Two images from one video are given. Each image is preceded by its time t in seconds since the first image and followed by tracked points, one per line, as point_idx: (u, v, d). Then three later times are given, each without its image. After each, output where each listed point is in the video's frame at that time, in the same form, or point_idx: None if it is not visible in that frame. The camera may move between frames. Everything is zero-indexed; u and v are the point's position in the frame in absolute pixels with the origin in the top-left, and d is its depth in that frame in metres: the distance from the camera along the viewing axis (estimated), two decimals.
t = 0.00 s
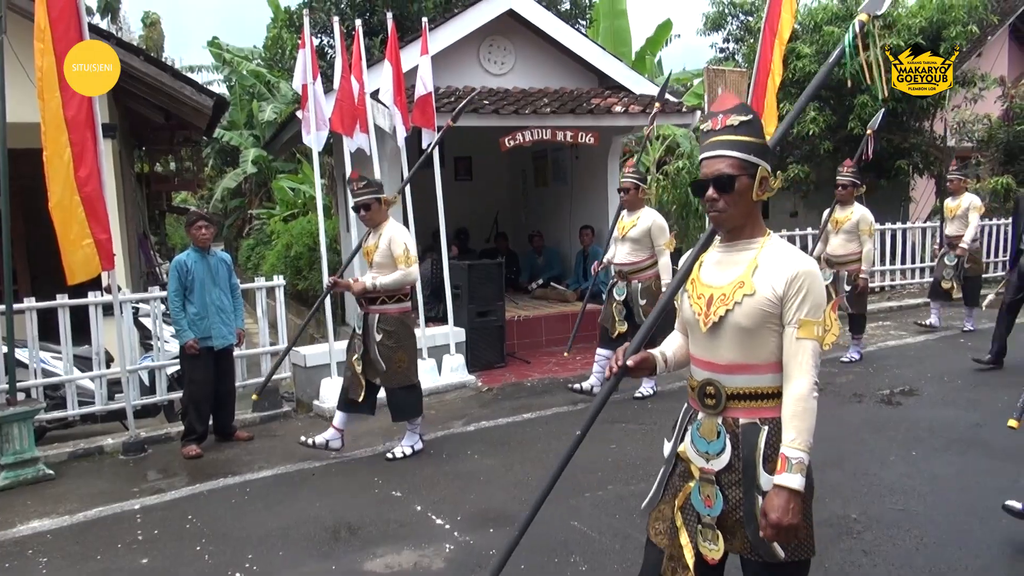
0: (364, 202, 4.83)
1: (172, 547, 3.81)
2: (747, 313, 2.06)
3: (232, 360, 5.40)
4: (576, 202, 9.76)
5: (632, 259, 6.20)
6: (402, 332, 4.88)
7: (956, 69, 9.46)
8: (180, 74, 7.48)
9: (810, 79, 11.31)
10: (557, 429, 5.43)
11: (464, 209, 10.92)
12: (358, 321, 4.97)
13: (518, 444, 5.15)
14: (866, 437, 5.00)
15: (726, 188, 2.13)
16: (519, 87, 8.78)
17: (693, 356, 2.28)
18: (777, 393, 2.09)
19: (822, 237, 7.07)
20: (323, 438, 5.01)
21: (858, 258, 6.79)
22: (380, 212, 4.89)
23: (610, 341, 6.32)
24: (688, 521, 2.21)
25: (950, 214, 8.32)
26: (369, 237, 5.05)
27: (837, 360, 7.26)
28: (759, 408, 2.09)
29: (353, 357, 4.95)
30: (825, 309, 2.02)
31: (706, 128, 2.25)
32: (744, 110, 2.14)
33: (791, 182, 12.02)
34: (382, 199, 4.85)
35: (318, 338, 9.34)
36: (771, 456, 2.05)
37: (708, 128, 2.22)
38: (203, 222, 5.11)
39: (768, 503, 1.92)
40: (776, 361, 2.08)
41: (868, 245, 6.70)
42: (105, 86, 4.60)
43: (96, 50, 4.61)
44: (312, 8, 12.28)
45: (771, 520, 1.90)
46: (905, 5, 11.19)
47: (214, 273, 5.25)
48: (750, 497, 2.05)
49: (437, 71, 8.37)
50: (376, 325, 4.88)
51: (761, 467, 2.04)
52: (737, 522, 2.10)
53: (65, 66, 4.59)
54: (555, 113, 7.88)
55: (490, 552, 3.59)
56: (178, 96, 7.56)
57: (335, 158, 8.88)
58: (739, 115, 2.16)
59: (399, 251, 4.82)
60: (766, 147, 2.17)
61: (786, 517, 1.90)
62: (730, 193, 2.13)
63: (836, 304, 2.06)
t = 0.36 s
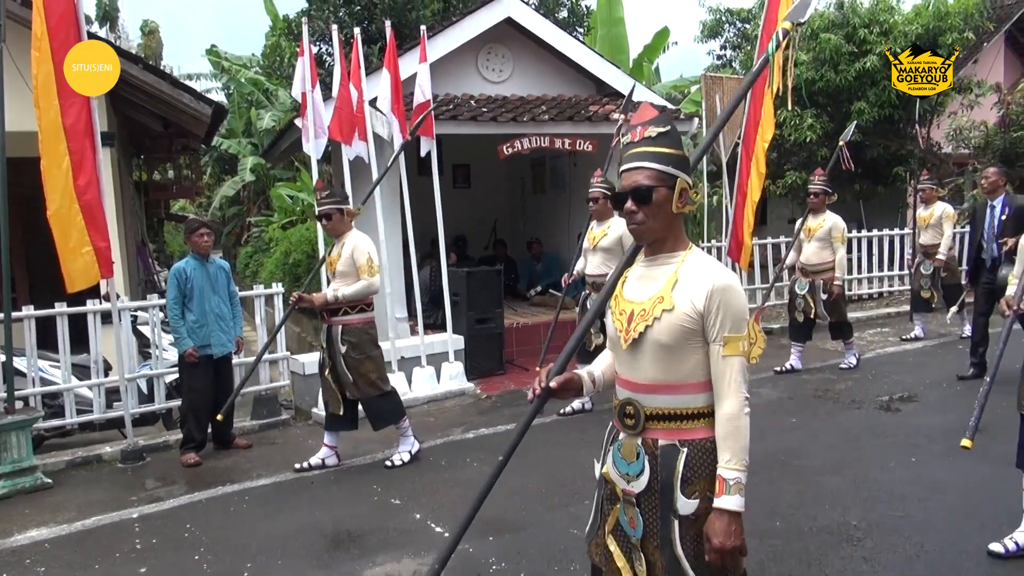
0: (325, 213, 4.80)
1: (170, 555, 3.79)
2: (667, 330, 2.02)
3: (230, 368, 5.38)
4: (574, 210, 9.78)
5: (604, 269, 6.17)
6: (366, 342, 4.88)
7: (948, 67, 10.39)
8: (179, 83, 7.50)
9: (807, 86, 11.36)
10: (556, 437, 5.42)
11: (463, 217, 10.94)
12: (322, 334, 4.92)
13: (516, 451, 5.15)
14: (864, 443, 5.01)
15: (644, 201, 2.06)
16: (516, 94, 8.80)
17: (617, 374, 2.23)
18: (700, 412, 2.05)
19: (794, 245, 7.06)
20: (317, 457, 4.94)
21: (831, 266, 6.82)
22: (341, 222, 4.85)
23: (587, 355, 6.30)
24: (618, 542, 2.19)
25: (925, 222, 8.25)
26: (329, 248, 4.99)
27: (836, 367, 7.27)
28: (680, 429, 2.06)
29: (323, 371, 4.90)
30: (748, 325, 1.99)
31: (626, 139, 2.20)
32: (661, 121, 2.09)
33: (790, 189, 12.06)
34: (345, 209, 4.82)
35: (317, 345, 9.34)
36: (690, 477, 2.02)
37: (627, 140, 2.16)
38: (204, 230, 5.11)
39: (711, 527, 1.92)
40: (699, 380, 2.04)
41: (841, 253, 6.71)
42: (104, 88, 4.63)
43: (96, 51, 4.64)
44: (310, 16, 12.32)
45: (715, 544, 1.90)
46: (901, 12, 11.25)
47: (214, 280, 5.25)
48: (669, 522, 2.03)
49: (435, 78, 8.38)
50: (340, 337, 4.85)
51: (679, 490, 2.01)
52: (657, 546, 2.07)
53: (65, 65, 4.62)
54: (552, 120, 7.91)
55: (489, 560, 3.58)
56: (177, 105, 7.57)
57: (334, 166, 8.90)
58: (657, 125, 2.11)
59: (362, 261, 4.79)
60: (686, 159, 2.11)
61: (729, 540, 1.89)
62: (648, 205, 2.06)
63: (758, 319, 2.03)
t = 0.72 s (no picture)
0: (283, 220, 4.72)
1: (169, 561, 3.78)
2: (607, 339, 2.01)
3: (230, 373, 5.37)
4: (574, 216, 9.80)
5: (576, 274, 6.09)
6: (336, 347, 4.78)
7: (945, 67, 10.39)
8: (179, 88, 7.51)
9: (806, 92, 11.38)
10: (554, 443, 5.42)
11: (462, 222, 10.95)
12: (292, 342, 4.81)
13: (515, 457, 5.14)
14: (864, 450, 5.01)
15: (587, 208, 2.05)
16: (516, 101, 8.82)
17: (559, 382, 2.22)
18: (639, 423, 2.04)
19: (774, 251, 7.08)
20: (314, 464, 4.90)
21: (807, 272, 6.78)
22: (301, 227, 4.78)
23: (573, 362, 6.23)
24: (549, 553, 2.18)
25: (907, 228, 8.06)
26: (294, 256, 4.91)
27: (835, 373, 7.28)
28: (618, 439, 2.05)
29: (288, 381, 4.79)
30: (689, 337, 1.99)
31: (571, 145, 2.20)
32: (607, 127, 2.10)
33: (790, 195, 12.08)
34: (302, 214, 4.75)
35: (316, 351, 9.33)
36: (628, 488, 2.00)
37: (573, 147, 2.17)
38: (204, 235, 5.12)
39: (638, 541, 1.88)
40: (638, 390, 2.03)
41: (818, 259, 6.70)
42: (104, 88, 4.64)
43: (94, 50, 4.65)
44: (310, 22, 12.35)
45: (640, 559, 1.86)
46: (900, 19, 11.29)
47: (213, 285, 5.25)
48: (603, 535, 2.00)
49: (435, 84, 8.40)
50: (310, 343, 4.74)
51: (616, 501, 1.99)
52: (589, 560, 2.06)
53: (65, 64, 4.63)
54: (552, 126, 7.92)
55: (488, 566, 3.57)
56: (177, 110, 7.58)
57: (333, 171, 8.90)
58: (602, 132, 2.12)
59: (326, 263, 4.70)
60: (631, 166, 2.12)
61: (656, 555, 1.86)
62: (591, 211, 2.05)
63: (699, 332, 2.02)
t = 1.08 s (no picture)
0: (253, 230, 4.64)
1: (168, 567, 3.78)
2: (573, 354, 2.00)
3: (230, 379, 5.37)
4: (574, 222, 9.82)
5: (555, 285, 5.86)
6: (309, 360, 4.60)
7: (948, 69, 10.26)
8: (179, 94, 7.53)
9: (805, 98, 11.40)
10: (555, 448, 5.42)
11: (462, 228, 10.97)
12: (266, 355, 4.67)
13: (515, 462, 5.14)
14: (863, 455, 5.00)
15: (550, 216, 2.03)
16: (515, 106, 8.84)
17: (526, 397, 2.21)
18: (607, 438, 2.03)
19: (762, 258, 7.08)
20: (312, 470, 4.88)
21: (797, 279, 6.77)
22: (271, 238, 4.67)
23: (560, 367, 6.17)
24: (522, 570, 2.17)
25: (903, 235, 7.99)
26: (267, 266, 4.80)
27: (835, 379, 7.28)
28: (585, 453, 2.03)
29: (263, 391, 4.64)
30: (656, 352, 1.98)
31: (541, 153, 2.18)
32: (574, 135, 2.08)
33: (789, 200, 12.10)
34: (272, 224, 4.64)
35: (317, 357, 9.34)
36: (595, 503, 1.99)
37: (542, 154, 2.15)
38: (206, 240, 5.11)
39: (613, 561, 1.88)
40: (606, 405, 2.02)
41: (808, 265, 6.69)
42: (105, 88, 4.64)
43: (93, 50, 4.63)
44: (310, 29, 12.38)
45: None
46: (899, 25, 11.33)
47: (213, 290, 5.25)
48: (570, 551, 1.99)
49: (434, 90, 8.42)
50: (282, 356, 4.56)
51: (583, 518, 1.98)
52: None
53: (65, 65, 4.62)
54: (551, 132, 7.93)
55: (489, 572, 3.57)
56: (178, 116, 7.60)
57: (333, 177, 8.92)
58: (571, 140, 2.10)
59: (303, 277, 4.62)
60: (598, 176, 2.09)
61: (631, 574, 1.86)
62: (554, 220, 2.03)
63: (667, 347, 2.02)
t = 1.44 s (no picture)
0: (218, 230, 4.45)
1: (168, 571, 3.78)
2: (518, 382, 1.91)
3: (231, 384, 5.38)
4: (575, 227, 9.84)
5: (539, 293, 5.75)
6: (263, 370, 4.49)
7: (947, 70, 10.28)
8: (181, 98, 7.54)
9: (806, 103, 11.41)
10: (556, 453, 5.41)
11: (462, 232, 10.98)
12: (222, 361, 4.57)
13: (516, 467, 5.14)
14: (864, 461, 5.00)
15: (498, 231, 1.94)
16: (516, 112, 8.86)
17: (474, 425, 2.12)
18: (555, 471, 1.95)
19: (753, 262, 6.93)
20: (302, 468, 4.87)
21: (786, 287, 6.63)
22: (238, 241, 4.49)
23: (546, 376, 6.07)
24: None
25: (902, 242, 7.95)
26: (233, 268, 4.64)
27: (835, 384, 7.27)
28: (532, 488, 1.95)
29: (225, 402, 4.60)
30: (608, 382, 1.88)
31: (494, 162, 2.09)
32: (528, 146, 1.99)
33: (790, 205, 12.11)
34: (239, 226, 4.46)
35: (318, 361, 9.34)
36: (545, 541, 1.92)
37: (494, 163, 2.06)
38: (207, 244, 5.14)
39: None
40: (556, 437, 1.93)
41: (797, 274, 6.52)
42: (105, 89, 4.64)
43: (92, 50, 4.64)
44: (311, 33, 12.40)
45: None
46: (898, 32, 11.17)
47: (214, 294, 5.24)
48: None
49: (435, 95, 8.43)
50: (237, 366, 4.48)
51: (532, 556, 1.91)
52: None
53: (64, 64, 4.63)
54: (552, 136, 7.93)
55: None
56: (179, 121, 7.61)
57: (334, 181, 8.94)
58: (524, 150, 2.01)
59: (259, 286, 4.42)
60: (551, 190, 1.99)
61: None
62: (501, 236, 1.93)
63: (620, 374, 1.92)
